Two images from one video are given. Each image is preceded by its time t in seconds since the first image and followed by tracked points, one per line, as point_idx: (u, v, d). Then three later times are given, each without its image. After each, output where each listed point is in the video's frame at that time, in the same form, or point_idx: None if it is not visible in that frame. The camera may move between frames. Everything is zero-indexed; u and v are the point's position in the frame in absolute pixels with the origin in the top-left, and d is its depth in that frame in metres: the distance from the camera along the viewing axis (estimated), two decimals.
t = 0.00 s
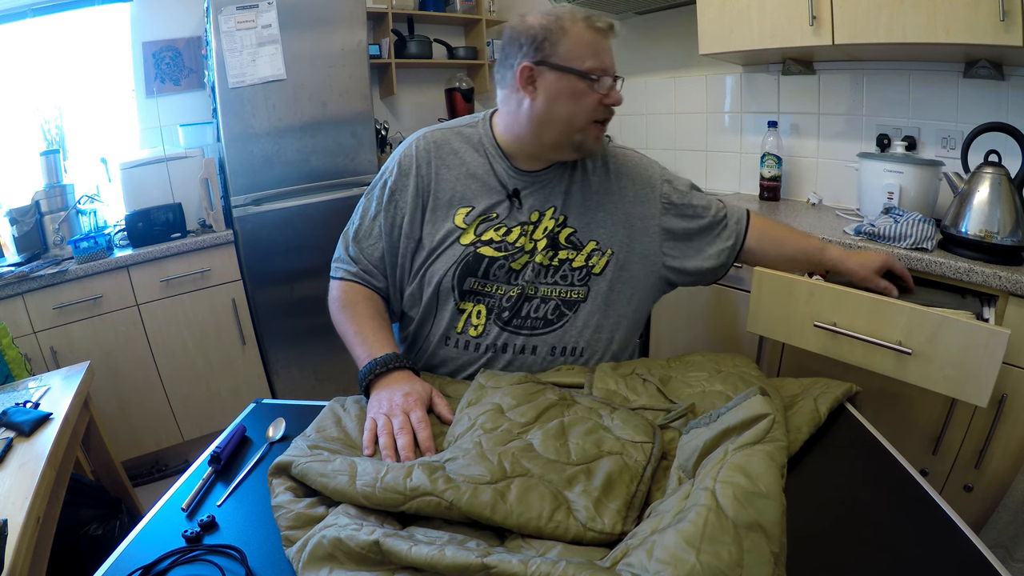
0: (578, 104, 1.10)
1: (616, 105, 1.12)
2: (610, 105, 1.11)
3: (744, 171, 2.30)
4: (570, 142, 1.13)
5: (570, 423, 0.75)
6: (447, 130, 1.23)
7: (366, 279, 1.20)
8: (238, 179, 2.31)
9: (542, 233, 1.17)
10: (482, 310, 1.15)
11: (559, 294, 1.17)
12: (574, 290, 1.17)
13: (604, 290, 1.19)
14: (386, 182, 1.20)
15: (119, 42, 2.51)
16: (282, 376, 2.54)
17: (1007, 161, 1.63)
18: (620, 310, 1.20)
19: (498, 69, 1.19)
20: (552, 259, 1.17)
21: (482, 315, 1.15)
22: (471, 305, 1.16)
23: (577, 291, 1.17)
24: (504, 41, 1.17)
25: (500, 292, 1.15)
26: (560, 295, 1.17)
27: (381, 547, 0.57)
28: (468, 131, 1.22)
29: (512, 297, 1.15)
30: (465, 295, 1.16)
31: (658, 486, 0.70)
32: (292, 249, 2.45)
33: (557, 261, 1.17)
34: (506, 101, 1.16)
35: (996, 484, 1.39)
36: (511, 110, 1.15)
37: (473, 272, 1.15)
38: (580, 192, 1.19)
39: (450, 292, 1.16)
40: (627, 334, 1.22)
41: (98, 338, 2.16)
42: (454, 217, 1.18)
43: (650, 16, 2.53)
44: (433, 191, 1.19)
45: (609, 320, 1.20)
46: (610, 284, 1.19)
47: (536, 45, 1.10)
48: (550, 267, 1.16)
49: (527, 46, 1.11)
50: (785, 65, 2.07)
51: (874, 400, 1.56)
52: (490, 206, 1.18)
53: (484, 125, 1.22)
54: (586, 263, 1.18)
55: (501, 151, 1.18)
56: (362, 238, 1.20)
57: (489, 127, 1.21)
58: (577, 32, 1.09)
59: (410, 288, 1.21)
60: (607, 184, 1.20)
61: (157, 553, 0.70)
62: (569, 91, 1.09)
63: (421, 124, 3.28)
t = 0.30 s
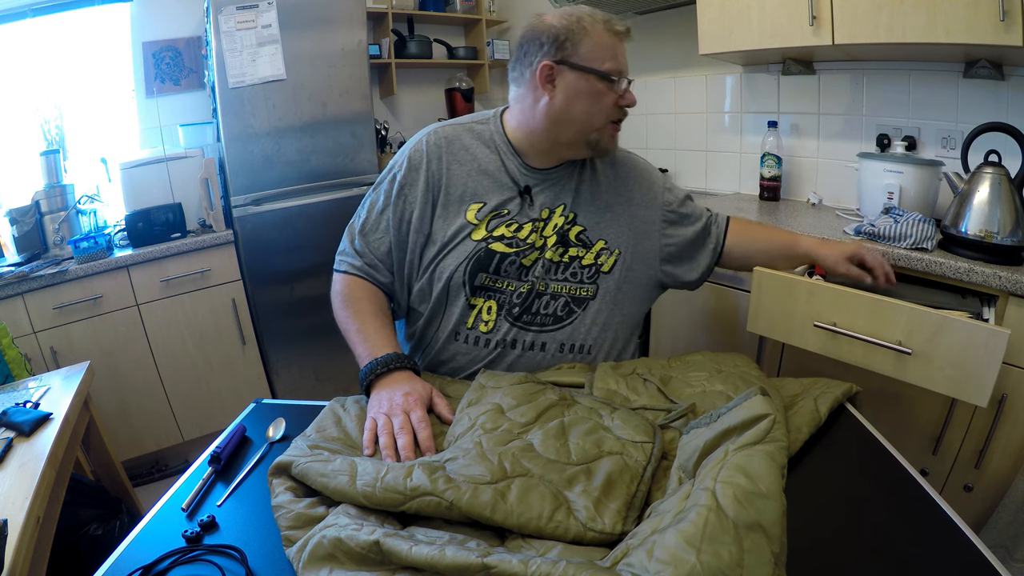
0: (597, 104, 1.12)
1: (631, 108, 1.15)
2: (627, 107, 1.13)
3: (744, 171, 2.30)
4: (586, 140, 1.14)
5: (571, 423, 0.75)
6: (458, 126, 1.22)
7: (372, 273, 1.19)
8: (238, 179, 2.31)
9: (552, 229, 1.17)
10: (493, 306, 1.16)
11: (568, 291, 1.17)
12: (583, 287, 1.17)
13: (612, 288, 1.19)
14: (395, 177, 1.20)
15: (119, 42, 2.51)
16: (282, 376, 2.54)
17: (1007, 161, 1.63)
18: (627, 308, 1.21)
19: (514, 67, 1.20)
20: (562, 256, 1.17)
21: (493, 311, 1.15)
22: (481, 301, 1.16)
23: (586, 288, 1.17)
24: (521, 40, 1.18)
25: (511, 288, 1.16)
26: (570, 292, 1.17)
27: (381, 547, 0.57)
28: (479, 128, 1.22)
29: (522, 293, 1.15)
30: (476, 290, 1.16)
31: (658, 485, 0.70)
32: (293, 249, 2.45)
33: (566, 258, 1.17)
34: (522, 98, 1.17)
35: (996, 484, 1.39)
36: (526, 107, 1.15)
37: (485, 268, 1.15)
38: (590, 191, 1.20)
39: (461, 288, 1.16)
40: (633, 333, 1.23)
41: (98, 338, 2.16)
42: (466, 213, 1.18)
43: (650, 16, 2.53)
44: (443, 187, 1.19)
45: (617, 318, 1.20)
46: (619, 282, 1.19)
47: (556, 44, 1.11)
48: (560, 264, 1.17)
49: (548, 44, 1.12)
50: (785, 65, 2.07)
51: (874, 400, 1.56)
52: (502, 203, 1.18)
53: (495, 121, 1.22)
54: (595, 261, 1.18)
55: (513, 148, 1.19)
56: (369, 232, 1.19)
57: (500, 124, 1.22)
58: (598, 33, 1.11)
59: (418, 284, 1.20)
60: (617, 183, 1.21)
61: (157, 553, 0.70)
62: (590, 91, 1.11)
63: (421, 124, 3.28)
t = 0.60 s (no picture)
0: (611, 104, 1.16)
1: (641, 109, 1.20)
2: (638, 108, 1.18)
3: (744, 171, 2.30)
4: (599, 138, 1.18)
5: (571, 422, 0.75)
6: (472, 121, 1.25)
7: (382, 263, 1.18)
8: (238, 178, 2.31)
9: (562, 225, 1.20)
10: (503, 298, 1.17)
11: (576, 286, 1.19)
12: (590, 283, 1.19)
13: (618, 285, 1.21)
14: (409, 167, 1.21)
15: (119, 42, 2.51)
16: (282, 376, 2.54)
17: (1007, 161, 1.63)
18: (632, 304, 1.23)
19: (530, 65, 1.23)
20: (570, 251, 1.19)
21: (503, 303, 1.17)
22: (492, 292, 1.17)
23: (593, 284, 1.19)
24: (538, 39, 1.21)
25: (521, 280, 1.17)
26: (578, 287, 1.19)
27: (381, 548, 0.57)
28: (492, 124, 1.24)
29: (532, 286, 1.17)
30: (487, 282, 1.18)
31: (658, 485, 0.70)
32: (293, 250, 2.45)
33: (574, 253, 1.19)
34: (536, 96, 1.20)
35: (996, 484, 1.39)
36: (541, 103, 1.18)
37: (497, 259, 1.17)
38: (598, 189, 1.23)
39: (471, 279, 1.18)
40: (636, 330, 1.25)
41: (98, 338, 2.16)
42: (478, 205, 1.20)
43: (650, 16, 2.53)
44: (457, 180, 1.21)
45: (622, 314, 1.22)
46: (625, 279, 1.22)
47: (575, 44, 1.15)
48: (569, 259, 1.19)
49: (566, 45, 1.15)
50: (785, 65, 2.07)
51: (874, 400, 1.56)
52: (514, 197, 1.20)
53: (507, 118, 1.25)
54: (602, 258, 1.20)
55: (526, 144, 1.21)
56: (381, 221, 1.19)
57: (512, 120, 1.25)
58: (615, 36, 1.15)
59: (429, 275, 1.21)
60: (625, 182, 1.24)
61: (157, 553, 0.70)
62: (606, 91, 1.15)
63: (421, 124, 3.28)
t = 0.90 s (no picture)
0: (622, 105, 1.17)
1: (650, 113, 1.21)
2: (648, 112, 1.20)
3: (744, 171, 2.30)
4: (608, 139, 1.19)
5: (571, 422, 0.75)
6: (483, 119, 1.25)
7: (391, 256, 1.18)
8: (238, 178, 2.31)
9: (570, 224, 1.20)
10: (511, 294, 1.18)
11: (583, 284, 1.19)
12: (596, 281, 1.20)
13: (624, 284, 1.21)
14: (421, 161, 1.21)
15: (119, 42, 2.51)
16: (282, 376, 2.54)
17: (1007, 161, 1.63)
18: (636, 304, 1.23)
19: (541, 68, 1.24)
20: (578, 249, 1.20)
21: (511, 298, 1.17)
22: (500, 287, 1.18)
23: (599, 283, 1.20)
24: (552, 43, 1.23)
25: (530, 277, 1.18)
26: (584, 285, 1.19)
27: (381, 547, 0.57)
28: (503, 122, 1.25)
29: (540, 282, 1.18)
30: (496, 277, 1.18)
31: (658, 485, 0.70)
32: (293, 250, 2.45)
33: (581, 252, 1.20)
34: (548, 96, 1.21)
35: (996, 484, 1.39)
36: (553, 103, 1.19)
37: (506, 255, 1.17)
38: (605, 190, 1.24)
39: (480, 274, 1.18)
40: (640, 330, 1.25)
41: (98, 338, 2.16)
42: (488, 201, 1.20)
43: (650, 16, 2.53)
44: (468, 176, 1.21)
45: (627, 313, 1.22)
46: (630, 278, 1.22)
47: (589, 47, 1.17)
48: (576, 257, 1.19)
49: (580, 46, 1.17)
50: (785, 65, 2.07)
51: (874, 400, 1.56)
52: (525, 194, 1.21)
53: (518, 118, 1.26)
54: (608, 257, 1.21)
55: (536, 143, 1.22)
56: (392, 214, 1.19)
57: (522, 119, 1.26)
58: (628, 41, 1.17)
59: (437, 270, 1.21)
60: (632, 183, 1.26)
61: (157, 553, 0.70)
62: (617, 93, 1.16)
63: (421, 124, 3.28)
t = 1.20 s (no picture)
0: (629, 107, 1.18)
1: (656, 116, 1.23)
2: (654, 115, 1.21)
3: (744, 171, 2.30)
4: (614, 140, 1.21)
5: (571, 422, 0.75)
6: (492, 117, 1.26)
7: (400, 249, 1.17)
8: (238, 178, 2.31)
9: (575, 222, 1.21)
10: (517, 289, 1.18)
11: (588, 281, 1.19)
12: (600, 279, 1.20)
13: (628, 282, 1.22)
14: (430, 156, 1.22)
15: (119, 42, 2.51)
16: (282, 376, 2.55)
17: (1007, 161, 1.63)
18: (640, 302, 1.24)
19: (551, 67, 1.25)
20: (583, 247, 1.20)
21: (516, 294, 1.17)
22: (506, 283, 1.18)
23: (603, 280, 1.20)
24: (562, 43, 1.24)
25: (536, 273, 1.18)
26: (589, 282, 1.19)
27: (381, 547, 0.57)
28: (512, 121, 1.26)
29: (546, 278, 1.18)
30: (502, 272, 1.18)
31: (658, 485, 0.70)
32: (293, 250, 2.45)
33: (586, 249, 1.20)
34: (557, 95, 1.22)
35: (996, 484, 1.39)
36: (561, 102, 1.20)
37: (513, 251, 1.18)
38: (611, 189, 1.25)
39: (487, 269, 1.18)
40: (644, 329, 1.25)
41: (98, 338, 2.16)
42: (496, 198, 1.21)
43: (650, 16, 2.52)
44: (477, 172, 1.22)
45: (631, 312, 1.22)
46: (634, 277, 1.22)
47: (599, 48, 1.17)
48: (581, 255, 1.20)
49: (590, 47, 1.18)
50: (785, 65, 2.07)
51: (874, 400, 1.56)
52: (533, 192, 1.22)
53: (526, 117, 1.27)
54: (612, 255, 1.21)
55: (544, 142, 1.23)
56: (401, 207, 1.19)
57: (530, 117, 1.27)
58: (637, 44, 1.18)
59: (445, 265, 1.21)
60: (638, 183, 1.26)
61: (157, 553, 0.70)
62: (625, 95, 1.18)
63: (421, 123, 3.28)
